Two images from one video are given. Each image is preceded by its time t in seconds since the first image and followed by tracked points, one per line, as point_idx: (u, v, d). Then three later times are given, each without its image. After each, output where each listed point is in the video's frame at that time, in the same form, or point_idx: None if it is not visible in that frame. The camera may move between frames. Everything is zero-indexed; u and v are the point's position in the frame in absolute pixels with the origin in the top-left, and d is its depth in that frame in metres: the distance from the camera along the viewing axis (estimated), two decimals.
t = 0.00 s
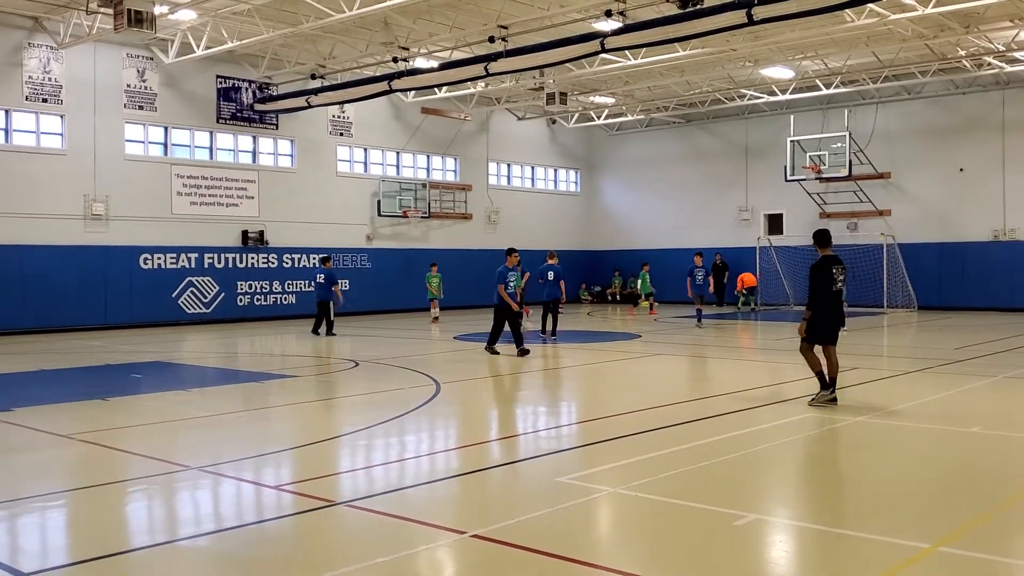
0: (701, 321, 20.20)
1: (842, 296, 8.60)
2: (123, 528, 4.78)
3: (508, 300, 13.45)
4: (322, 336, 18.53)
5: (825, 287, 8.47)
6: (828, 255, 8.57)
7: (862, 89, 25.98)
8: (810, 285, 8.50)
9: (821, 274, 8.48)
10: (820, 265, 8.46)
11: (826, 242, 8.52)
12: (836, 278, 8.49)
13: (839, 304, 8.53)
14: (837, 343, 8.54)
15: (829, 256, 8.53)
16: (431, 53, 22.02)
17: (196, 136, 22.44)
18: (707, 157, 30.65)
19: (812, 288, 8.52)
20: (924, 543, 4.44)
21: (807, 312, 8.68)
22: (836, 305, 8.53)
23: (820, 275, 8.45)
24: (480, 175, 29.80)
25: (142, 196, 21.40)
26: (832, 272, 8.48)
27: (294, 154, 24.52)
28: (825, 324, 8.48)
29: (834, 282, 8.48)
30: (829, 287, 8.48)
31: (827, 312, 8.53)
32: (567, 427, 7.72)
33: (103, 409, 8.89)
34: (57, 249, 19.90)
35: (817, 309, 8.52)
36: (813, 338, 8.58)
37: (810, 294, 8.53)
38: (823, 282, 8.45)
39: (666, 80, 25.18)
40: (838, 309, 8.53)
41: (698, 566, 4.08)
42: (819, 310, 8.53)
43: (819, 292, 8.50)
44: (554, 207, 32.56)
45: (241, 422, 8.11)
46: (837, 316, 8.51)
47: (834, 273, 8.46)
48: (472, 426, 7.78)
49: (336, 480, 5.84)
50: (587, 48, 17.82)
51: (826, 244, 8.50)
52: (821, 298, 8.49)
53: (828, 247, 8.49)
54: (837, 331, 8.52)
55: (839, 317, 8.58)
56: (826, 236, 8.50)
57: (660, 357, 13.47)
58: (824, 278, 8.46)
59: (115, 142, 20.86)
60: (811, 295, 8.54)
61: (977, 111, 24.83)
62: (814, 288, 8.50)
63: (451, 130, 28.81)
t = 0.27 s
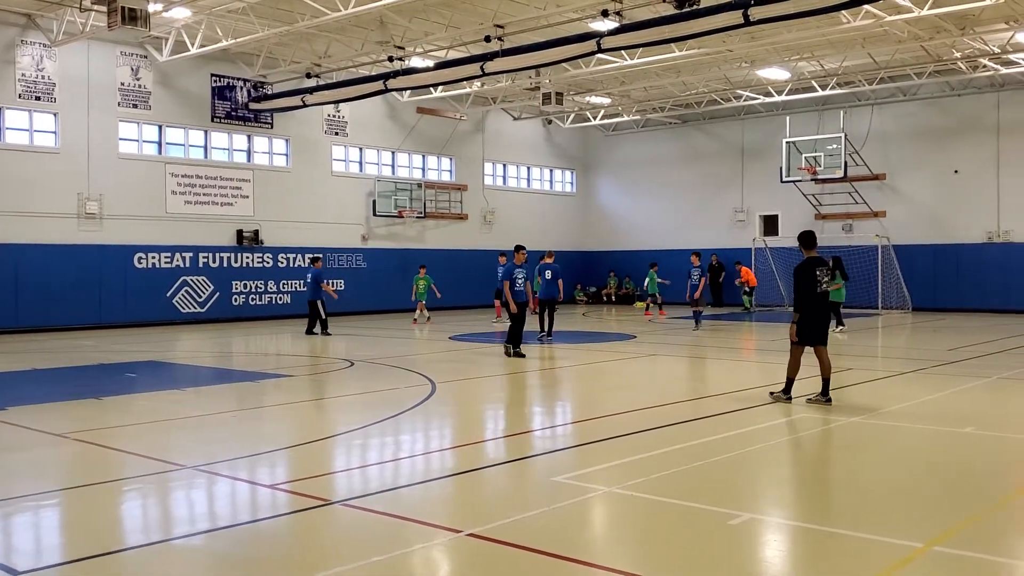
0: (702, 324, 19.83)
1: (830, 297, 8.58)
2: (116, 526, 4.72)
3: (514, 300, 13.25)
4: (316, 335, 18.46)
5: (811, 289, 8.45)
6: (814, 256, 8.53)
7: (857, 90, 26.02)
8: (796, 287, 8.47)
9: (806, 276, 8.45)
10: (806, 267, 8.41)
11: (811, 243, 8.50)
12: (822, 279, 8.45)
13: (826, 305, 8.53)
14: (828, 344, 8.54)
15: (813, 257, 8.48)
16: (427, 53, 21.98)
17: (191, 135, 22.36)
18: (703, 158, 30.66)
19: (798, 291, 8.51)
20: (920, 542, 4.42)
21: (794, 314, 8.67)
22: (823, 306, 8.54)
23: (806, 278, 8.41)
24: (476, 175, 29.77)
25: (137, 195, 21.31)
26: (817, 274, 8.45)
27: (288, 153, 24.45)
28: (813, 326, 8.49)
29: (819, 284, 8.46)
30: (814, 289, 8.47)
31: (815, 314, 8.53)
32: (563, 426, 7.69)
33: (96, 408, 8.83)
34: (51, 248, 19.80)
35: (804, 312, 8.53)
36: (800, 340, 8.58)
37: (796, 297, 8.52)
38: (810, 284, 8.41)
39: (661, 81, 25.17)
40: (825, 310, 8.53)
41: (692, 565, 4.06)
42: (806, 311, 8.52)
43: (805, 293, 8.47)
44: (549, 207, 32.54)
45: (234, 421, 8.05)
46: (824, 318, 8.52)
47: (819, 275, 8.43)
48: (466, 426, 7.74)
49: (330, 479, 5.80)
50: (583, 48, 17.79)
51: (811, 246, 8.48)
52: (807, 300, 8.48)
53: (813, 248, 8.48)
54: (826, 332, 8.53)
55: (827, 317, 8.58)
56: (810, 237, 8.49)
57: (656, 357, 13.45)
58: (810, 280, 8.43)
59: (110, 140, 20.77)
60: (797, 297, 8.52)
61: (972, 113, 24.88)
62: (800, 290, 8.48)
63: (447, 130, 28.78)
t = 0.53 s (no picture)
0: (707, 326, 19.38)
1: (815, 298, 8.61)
2: (115, 524, 4.75)
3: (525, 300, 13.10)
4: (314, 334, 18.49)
5: (795, 289, 8.49)
6: (798, 257, 8.59)
7: (856, 91, 26.05)
8: (780, 288, 8.53)
9: (790, 277, 8.52)
10: (789, 268, 8.49)
11: (798, 244, 8.51)
12: (806, 280, 8.50)
13: (811, 306, 8.54)
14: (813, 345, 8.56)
15: (800, 258, 8.53)
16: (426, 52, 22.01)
17: (190, 133, 22.37)
18: (702, 157, 30.69)
19: (782, 291, 8.55)
20: (916, 542, 4.47)
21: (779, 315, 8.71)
22: (808, 306, 8.55)
23: (789, 279, 8.47)
24: (475, 174, 29.79)
25: (136, 192, 21.32)
26: (801, 274, 8.50)
27: (288, 152, 24.47)
28: (798, 326, 8.52)
29: (804, 284, 8.51)
30: (799, 289, 8.51)
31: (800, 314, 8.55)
32: (560, 425, 7.73)
33: (96, 405, 8.86)
34: (50, 245, 19.82)
35: (788, 311, 8.56)
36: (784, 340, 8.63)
37: (780, 297, 8.56)
38: (793, 285, 8.47)
39: (661, 81, 25.21)
40: (811, 310, 8.55)
41: (690, 565, 4.09)
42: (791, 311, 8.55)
43: (789, 295, 8.52)
44: (547, 206, 32.56)
45: (234, 419, 8.08)
46: (809, 317, 8.53)
47: (803, 276, 8.48)
48: (464, 425, 7.77)
49: (328, 477, 5.83)
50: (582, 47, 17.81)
51: (798, 246, 8.51)
52: (791, 300, 8.52)
53: (800, 249, 8.50)
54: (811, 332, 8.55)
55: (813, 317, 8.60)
56: (798, 239, 8.49)
57: (654, 357, 13.49)
58: (793, 281, 8.49)
59: (109, 138, 20.78)
60: (781, 298, 8.56)
61: (971, 114, 24.93)
62: (784, 291, 8.53)
63: (446, 129, 28.80)
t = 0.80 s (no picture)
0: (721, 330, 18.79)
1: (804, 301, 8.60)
2: (112, 524, 4.74)
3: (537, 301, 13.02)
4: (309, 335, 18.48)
5: (784, 292, 8.48)
6: (788, 260, 8.60)
7: (855, 93, 26.06)
8: (769, 289, 8.52)
9: (779, 279, 8.52)
10: (778, 270, 8.49)
11: (787, 246, 8.52)
12: (795, 283, 8.51)
13: (800, 308, 8.53)
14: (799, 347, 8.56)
15: (789, 261, 8.54)
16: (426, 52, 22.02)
17: (189, 133, 22.35)
18: (701, 159, 30.70)
19: (771, 293, 8.54)
20: (914, 544, 4.46)
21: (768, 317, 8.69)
22: (797, 309, 8.54)
23: (779, 281, 8.47)
24: (474, 175, 29.79)
25: (135, 192, 21.31)
26: (790, 277, 8.50)
27: (287, 151, 24.45)
28: (786, 327, 8.50)
29: (793, 287, 8.50)
30: (788, 292, 8.50)
31: (789, 316, 8.53)
32: (560, 426, 7.73)
33: (94, 405, 8.84)
34: (48, 245, 19.80)
35: (776, 313, 8.54)
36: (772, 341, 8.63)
37: (769, 299, 8.56)
38: (783, 287, 8.47)
39: (660, 82, 25.21)
40: (799, 313, 8.54)
41: (689, 567, 4.07)
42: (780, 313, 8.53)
43: (777, 297, 8.51)
44: (547, 207, 32.55)
45: (233, 420, 8.06)
46: (797, 320, 8.52)
47: (792, 279, 8.48)
48: (464, 425, 7.76)
49: (327, 478, 5.82)
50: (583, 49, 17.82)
51: (787, 249, 8.51)
52: (780, 302, 8.49)
53: (789, 251, 8.50)
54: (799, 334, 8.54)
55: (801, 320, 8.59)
56: (788, 240, 8.49)
57: (653, 358, 13.49)
58: (783, 283, 8.48)
59: (108, 138, 20.76)
60: (770, 299, 8.55)
61: (970, 116, 24.94)
62: (773, 293, 8.52)
63: (446, 130, 28.79)
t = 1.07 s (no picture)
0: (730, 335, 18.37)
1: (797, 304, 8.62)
2: (107, 522, 4.73)
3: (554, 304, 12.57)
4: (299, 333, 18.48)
5: (778, 294, 8.50)
6: (781, 262, 8.61)
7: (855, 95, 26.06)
8: (762, 291, 8.53)
9: (773, 281, 8.53)
10: (772, 272, 8.50)
11: (782, 248, 8.53)
12: (789, 285, 8.52)
13: (793, 311, 8.56)
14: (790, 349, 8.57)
15: (783, 263, 8.56)
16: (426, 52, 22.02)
17: (188, 130, 22.34)
18: (701, 160, 30.71)
19: (765, 295, 8.56)
20: (909, 547, 4.45)
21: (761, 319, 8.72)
22: (791, 311, 8.56)
23: (772, 283, 8.48)
24: (474, 175, 29.78)
25: (133, 189, 21.29)
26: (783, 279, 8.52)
27: (286, 149, 24.43)
28: (779, 329, 8.51)
29: (786, 289, 8.52)
30: (781, 294, 8.52)
31: (782, 319, 8.55)
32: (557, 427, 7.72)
33: (90, 403, 8.83)
34: (46, 241, 19.77)
35: (769, 315, 8.55)
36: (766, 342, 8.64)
37: (763, 301, 8.57)
38: (777, 289, 8.48)
39: (660, 83, 25.21)
40: (792, 316, 8.56)
41: (684, 569, 4.07)
42: (773, 315, 8.55)
43: (770, 299, 8.53)
44: (546, 207, 32.55)
45: (229, 418, 8.05)
46: (790, 322, 8.53)
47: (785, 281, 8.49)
48: (462, 426, 7.76)
49: (323, 477, 5.81)
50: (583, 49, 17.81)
51: (781, 251, 8.52)
52: (774, 304, 8.51)
53: (783, 253, 8.50)
54: (793, 336, 8.56)
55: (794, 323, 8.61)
56: (782, 242, 8.49)
57: (651, 359, 13.48)
58: (776, 285, 8.50)
59: (106, 135, 20.74)
60: (763, 301, 8.56)
61: (969, 120, 24.96)
62: (767, 295, 8.54)
63: (445, 129, 28.78)
